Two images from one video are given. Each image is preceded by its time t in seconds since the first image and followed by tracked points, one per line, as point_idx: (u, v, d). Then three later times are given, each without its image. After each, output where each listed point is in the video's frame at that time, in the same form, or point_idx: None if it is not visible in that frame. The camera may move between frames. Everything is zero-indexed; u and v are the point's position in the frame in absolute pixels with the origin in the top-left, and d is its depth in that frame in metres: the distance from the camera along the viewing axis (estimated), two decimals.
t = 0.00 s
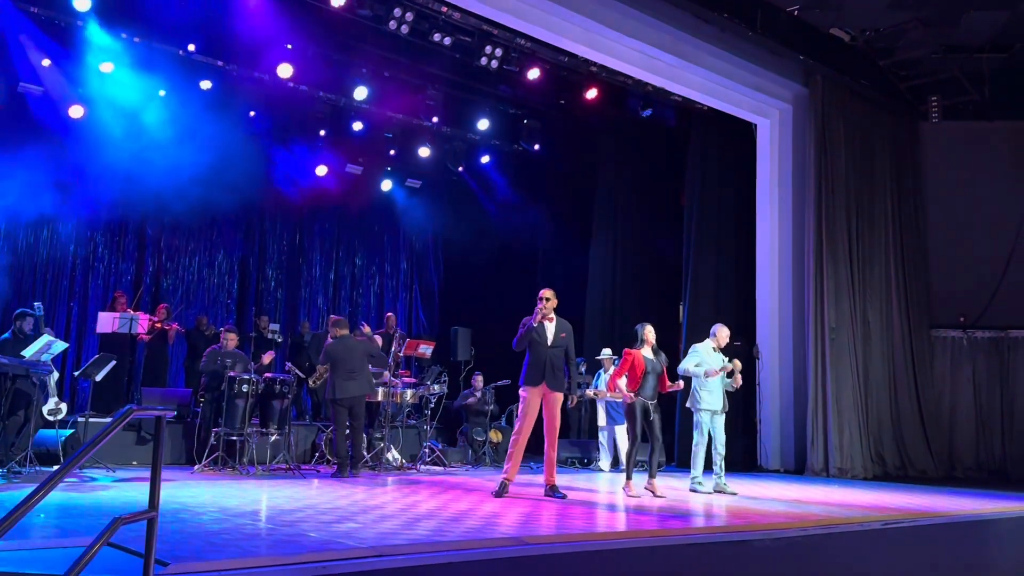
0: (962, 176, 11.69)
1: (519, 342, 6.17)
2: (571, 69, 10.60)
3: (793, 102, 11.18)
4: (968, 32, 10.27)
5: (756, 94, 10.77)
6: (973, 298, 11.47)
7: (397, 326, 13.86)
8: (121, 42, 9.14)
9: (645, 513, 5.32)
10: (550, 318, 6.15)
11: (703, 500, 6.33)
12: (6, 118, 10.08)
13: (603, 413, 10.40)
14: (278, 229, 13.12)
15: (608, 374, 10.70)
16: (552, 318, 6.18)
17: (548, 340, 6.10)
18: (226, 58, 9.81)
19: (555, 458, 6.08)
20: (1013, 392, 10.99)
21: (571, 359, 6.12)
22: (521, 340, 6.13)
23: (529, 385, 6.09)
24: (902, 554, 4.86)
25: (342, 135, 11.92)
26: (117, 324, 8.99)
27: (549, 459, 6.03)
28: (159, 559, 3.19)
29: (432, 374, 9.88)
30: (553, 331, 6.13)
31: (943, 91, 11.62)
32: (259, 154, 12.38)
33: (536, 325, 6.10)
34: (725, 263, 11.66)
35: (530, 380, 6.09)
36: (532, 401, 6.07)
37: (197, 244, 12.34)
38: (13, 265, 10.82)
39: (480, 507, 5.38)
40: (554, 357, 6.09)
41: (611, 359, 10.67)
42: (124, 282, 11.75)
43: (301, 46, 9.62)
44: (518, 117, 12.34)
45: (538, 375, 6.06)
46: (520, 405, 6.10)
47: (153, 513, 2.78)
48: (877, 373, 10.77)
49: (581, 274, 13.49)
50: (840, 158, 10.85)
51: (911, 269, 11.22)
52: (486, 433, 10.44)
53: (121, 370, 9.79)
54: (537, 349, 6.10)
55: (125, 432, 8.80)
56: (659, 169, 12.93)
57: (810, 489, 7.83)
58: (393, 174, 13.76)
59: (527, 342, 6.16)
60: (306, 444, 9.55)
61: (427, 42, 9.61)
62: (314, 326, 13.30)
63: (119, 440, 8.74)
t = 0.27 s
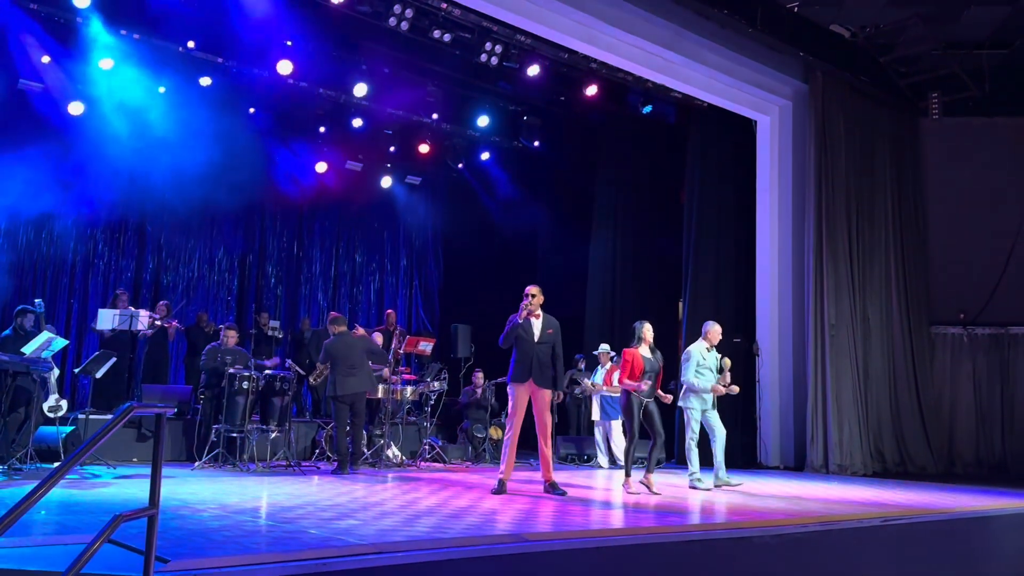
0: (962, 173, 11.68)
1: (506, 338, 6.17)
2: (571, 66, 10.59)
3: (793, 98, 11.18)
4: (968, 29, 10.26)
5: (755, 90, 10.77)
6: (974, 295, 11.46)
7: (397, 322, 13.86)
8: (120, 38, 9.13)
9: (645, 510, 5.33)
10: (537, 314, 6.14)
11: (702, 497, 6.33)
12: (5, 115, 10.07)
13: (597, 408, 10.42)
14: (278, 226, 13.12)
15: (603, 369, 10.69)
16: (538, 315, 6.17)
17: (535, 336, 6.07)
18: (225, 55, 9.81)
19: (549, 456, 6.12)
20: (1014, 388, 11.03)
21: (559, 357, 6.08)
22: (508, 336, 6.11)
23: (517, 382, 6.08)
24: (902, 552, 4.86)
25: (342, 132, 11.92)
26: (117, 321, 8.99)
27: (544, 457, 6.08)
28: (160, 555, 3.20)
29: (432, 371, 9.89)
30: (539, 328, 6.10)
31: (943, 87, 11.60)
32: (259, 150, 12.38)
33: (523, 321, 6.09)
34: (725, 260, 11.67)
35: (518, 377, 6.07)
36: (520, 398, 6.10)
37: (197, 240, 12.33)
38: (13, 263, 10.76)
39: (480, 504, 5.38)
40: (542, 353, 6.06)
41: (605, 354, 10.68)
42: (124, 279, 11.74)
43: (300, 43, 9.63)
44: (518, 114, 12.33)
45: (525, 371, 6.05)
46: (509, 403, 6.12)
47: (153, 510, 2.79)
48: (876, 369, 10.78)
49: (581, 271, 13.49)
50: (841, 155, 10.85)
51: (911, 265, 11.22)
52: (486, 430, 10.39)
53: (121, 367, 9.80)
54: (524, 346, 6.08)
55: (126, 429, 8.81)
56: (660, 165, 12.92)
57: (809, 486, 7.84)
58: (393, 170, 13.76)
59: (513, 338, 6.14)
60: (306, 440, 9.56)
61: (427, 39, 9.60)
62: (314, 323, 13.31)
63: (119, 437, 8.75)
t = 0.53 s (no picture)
0: (965, 169, 11.66)
1: (493, 335, 6.12)
2: (573, 62, 10.58)
3: (795, 95, 11.17)
4: (971, 25, 10.24)
5: (757, 87, 10.75)
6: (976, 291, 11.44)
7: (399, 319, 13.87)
8: (121, 35, 9.14)
9: (646, 507, 5.33)
10: (523, 309, 6.11)
11: (703, 493, 6.33)
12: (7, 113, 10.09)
13: (597, 403, 10.45)
14: (280, 223, 13.13)
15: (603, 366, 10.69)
16: (525, 310, 6.16)
17: (522, 332, 6.07)
18: (227, 51, 9.81)
19: (545, 452, 6.07)
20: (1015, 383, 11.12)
21: (546, 351, 6.08)
22: (495, 333, 6.06)
23: (504, 378, 6.07)
24: (903, 548, 4.86)
25: (343, 129, 11.92)
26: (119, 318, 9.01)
27: (540, 453, 6.02)
28: (162, 551, 3.20)
29: (434, 368, 9.89)
30: (526, 323, 6.10)
31: (946, 83, 11.54)
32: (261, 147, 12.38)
33: (508, 317, 6.06)
34: (727, 257, 11.67)
35: (507, 373, 6.05)
36: (509, 395, 6.08)
37: (199, 237, 12.33)
38: (15, 259, 10.83)
39: (482, 500, 5.39)
40: (528, 348, 6.06)
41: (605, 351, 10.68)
42: (127, 276, 11.76)
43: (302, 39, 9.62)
44: (519, 111, 12.32)
45: (513, 367, 6.03)
46: (499, 401, 6.11)
47: (155, 507, 2.79)
48: (878, 366, 10.78)
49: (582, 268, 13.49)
50: (843, 152, 10.84)
51: (913, 262, 11.23)
52: (487, 427, 10.39)
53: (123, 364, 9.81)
54: (511, 342, 6.05)
55: (128, 425, 8.82)
56: (662, 161, 12.91)
57: (811, 482, 7.84)
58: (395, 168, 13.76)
59: (500, 335, 6.10)
60: (308, 437, 9.57)
61: (428, 35, 9.60)
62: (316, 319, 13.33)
63: (122, 434, 8.77)
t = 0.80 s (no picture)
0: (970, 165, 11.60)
1: (488, 337, 6.10)
2: (575, 60, 10.57)
3: (798, 92, 11.17)
4: (974, 22, 10.23)
5: (760, 84, 10.74)
6: (978, 288, 11.33)
7: (401, 317, 13.88)
8: (124, 33, 9.16)
9: (647, 503, 5.35)
10: (517, 308, 6.07)
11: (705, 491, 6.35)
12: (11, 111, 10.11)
13: (599, 400, 10.43)
14: (283, 220, 13.14)
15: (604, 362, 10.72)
16: (519, 308, 6.11)
17: (517, 332, 6.06)
18: (229, 49, 9.82)
19: (541, 450, 6.07)
20: (1018, 381, 10.98)
21: (543, 348, 6.10)
22: (491, 334, 6.05)
23: (502, 378, 6.10)
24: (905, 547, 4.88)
25: (346, 127, 11.93)
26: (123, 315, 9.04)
27: (536, 450, 6.02)
28: (167, 548, 3.21)
29: (437, 365, 9.90)
30: (521, 322, 6.07)
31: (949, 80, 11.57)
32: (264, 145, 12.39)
33: (502, 320, 6.02)
34: (729, 256, 11.69)
35: (504, 372, 6.08)
36: (508, 394, 6.09)
37: (202, 235, 12.33)
38: (19, 256, 10.88)
39: (485, 497, 5.40)
40: (524, 348, 6.06)
41: (605, 348, 10.70)
42: (130, 273, 11.75)
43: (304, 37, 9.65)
44: (522, 108, 12.34)
45: (510, 367, 6.05)
46: (497, 401, 6.12)
47: (160, 503, 2.81)
48: (881, 363, 10.78)
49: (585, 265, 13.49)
50: (845, 149, 10.83)
51: (915, 259, 11.21)
52: (490, 425, 10.45)
53: (127, 361, 9.85)
54: (507, 342, 6.06)
55: (132, 423, 8.85)
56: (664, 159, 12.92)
57: (813, 480, 7.85)
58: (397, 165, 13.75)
59: (496, 336, 6.08)
60: (312, 434, 9.59)
61: (430, 33, 9.60)
62: (319, 317, 13.36)
63: (125, 431, 8.80)
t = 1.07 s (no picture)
0: (973, 163, 11.58)
1: (489, 335, 6.14)
2: (578, 57, 10.55)
3: (801, 90, 11.16)
4: (978, 20, 10.21)
5: (763, 82, 10.73)
6: (981, 287, 11.38)
7: (404, 315, 13.89)
8: (127, 31, 9.17)
9: (649, 501, 5.35)
10: (516, 306, 6.09)
11: (707, 488, 6.35)
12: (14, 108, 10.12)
13: (601, 397, 10.43)
14: (286, 218, 13.14)
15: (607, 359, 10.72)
16: (517, 306, 6.14)
17: (516, 329, 6.08)
18: (232, 47, 9.83)
19: (544, 445, 6.09)
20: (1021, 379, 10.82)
21: (544, 344, 6.11)
22: (491, 333, 6.09)
23: (503, 376, 6.09)
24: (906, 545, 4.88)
25: (349, 125, 11.94)
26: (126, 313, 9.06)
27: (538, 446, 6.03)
28: (171, 545, 3.23)
29: (440, 363, 9.92)
30: (520, 319, 6.09)
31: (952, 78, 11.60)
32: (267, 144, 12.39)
33: (503, 319, 6.04)
34: (732, 254, 11.69)
35: (505, 370, 6.08)
36: (510, 391, 6.08)
37: (205, 232, 12.34)
38: (24, 252, 10.87)
39: (487, 494, 5.42)
40: (524, 346, 6.05)
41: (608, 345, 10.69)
42: (134, 271, 11.74)
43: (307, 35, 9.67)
44: (525, 106, 12.34)
45: (511, 365, 6.05)
46: (499, 399, 6.12)
47: (164, 501, 2.82)
48: (883, 361, 10.77)
49: (587, 263, 13.49)
50: (849, 146, 10.81)
51: (918, 257, 11.19)
52: (493, 422, 10.48)
53: (131, 359, 9.87)
54: (507, 340, 6.07)
55: (135, 421, 8.87)
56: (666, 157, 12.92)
57: (816, 477, 7.85)
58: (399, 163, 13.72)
59: (496, 335, 6.12)
60: (315, 432, 9.62)
61: (432, 30, 9.59)
62: (322, 315, 13.38)
63: (129, 429, 8.81)
